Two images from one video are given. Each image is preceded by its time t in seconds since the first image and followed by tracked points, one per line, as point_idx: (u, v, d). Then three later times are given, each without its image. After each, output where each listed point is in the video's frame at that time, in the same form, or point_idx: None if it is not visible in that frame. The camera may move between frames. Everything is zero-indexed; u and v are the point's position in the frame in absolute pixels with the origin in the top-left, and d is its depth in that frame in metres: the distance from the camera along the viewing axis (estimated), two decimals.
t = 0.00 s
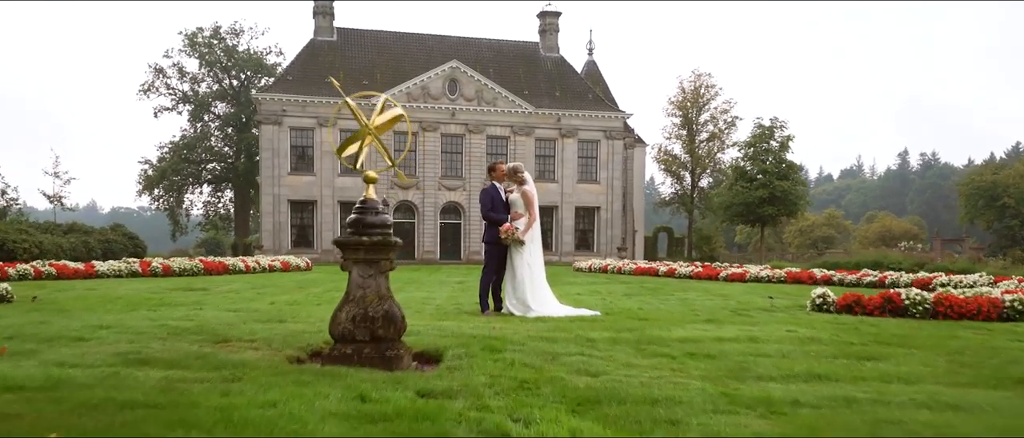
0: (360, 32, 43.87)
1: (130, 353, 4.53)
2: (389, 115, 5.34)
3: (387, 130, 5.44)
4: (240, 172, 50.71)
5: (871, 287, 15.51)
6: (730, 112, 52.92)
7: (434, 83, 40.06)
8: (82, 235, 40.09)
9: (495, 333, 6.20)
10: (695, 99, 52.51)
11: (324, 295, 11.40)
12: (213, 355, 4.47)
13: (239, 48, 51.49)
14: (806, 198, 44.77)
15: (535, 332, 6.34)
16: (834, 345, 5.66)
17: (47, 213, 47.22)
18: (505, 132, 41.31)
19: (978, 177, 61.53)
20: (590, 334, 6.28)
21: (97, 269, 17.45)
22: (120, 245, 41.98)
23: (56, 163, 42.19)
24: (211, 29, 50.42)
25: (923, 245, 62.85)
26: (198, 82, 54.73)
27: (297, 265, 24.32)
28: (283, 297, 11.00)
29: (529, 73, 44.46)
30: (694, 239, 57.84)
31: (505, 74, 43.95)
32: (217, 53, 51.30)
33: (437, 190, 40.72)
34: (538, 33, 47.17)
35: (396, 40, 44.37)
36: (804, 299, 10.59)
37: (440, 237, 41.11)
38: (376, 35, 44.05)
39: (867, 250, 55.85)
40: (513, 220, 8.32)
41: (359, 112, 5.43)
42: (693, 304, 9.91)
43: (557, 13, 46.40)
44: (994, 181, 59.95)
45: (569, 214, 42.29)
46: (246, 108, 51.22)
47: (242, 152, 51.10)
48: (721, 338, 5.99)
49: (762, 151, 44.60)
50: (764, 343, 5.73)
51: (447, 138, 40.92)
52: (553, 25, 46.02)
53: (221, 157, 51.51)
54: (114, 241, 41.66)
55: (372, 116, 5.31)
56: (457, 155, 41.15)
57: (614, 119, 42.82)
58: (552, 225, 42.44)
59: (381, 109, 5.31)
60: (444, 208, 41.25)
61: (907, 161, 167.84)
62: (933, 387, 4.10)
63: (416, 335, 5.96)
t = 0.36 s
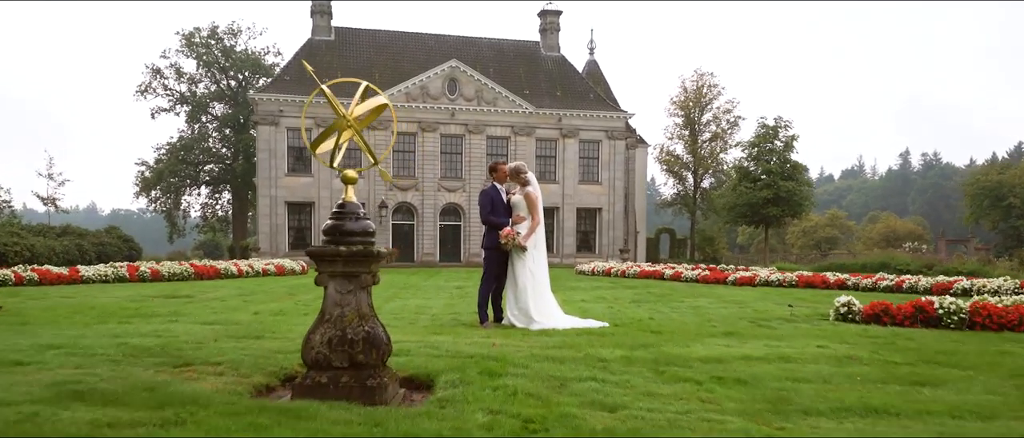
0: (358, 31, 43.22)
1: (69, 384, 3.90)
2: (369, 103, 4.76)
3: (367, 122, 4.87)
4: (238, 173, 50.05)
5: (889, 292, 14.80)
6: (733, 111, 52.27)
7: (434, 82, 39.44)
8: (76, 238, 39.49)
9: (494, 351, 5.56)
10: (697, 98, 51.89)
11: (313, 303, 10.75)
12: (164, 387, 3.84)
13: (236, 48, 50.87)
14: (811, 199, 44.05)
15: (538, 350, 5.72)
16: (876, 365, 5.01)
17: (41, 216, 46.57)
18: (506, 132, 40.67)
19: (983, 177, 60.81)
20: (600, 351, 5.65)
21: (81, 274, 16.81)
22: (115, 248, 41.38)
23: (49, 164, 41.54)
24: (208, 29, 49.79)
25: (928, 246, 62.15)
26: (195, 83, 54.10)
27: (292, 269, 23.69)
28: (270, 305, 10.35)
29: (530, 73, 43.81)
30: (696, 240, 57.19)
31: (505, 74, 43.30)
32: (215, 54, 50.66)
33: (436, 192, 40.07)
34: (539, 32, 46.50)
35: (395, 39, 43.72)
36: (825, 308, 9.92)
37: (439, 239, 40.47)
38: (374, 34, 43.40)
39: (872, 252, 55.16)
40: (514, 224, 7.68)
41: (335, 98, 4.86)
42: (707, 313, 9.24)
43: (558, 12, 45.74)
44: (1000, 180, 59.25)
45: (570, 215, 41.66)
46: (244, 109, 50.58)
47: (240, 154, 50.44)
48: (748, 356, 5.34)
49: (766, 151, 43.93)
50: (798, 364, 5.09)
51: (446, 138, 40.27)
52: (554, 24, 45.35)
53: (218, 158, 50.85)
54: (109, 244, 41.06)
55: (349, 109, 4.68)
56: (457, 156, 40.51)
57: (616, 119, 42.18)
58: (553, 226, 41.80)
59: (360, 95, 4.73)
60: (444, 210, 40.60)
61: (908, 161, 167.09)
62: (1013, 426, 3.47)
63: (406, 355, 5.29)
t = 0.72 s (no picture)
0: (354, 31, 42.58)
1: None
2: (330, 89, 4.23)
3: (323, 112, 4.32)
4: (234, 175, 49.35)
5: (903, 297, 14.17)
6: (734, 112, 51.67)
7: (431, 82, 38.86)
8: (67, 240, 38.86)
9: (488, 373, 4.94)
10: (697, 99, 51.30)
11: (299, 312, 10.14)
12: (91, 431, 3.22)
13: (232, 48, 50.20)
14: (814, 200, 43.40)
15: (539, 370, 5.10)
16: (923, 391, 4.40)
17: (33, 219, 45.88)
18: (504, 133, 40.04)
19: (986, 177, 60.17)
20: (608, 372, 5.04)
21: (61, 280, 16.14)
22: (106, 251, 40.71)
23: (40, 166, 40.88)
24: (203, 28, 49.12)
25: (931, 247, 61.52)
26: (191, 83, 53.41)
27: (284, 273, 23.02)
28: (252, 314, 9.74)
29: (528, 73, 43.17)
30: (697, 242, 56.55)
31: (504, 73, 42.66)
32: (211, 54, 50.07)
33: (433, 193, 39.44)
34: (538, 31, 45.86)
35: (392, 39, 43.06)
36: (843, 318, 9.31)
37: (437, 241, 39.78)
38: (371, 33, 42.75)
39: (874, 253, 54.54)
40: (512, 228, 7.05)
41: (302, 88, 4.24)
42: (719, 322, 8.62)
43: (557, 11, 45.10)
44: (1003, 181, 58.63)
45: (570, 216, 41.04)
46: (240, 110, 49.89)
47: (236, 155, 49.73)
48: (775, 378, 4.73)
49: (768, 151, 43.31)
50: (833, 389, 4.47)
51: (443, 139, 39.64)
52: (553, 22, 44.72)
53: (214, 160, 50.15)
54: (101, 247, 40.41)
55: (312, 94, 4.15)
56: (454, 157, 39.86)
57: (616, 119, 41.56)
58: (552, 227, 41.17)
59: (323, 79, 4.09)
60: (442, 211, 39.96)
61: (908, 161, 166.50)
62: None
63: (387, 378, 4.66)
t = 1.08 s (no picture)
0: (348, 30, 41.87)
1: None
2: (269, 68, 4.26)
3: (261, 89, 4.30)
4: (228, 176, 48.58)
5: (918, 302, 13.49)
6: (733, 112, 51.10)
7: (426, 82, 38.22)
8: (55, 243, 38.09)
9: (478, 399, 4.29)
10: (696, 99, 50.73)
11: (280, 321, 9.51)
12: None
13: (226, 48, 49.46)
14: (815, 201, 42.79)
15: (534, 395, 4.45)
16: (985, 423, 3.77)
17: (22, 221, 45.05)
18: (501, 133, 39.37)
19: (987, 177, 59.60)
20: (616, 397, 4.39)
21: (37, 286, 15.46)
22: (96, 254, 39.89)
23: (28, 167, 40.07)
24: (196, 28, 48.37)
25: (931, 249, 60.94)
26: (184, 84, 52.64)
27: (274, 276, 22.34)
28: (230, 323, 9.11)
29: (525, 73, 42.53)
30: (696, 244, 55.93)
31: (500, 73, 42.02)
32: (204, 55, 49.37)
33: (429, 194, 38.78)
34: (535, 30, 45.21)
35: (387, 38, 42.37)
36: (863, 327, 8.67)
37: (432, 243, 39.09)
38: (365, 32, 42.06)
39: (874, 254, 53.95)
40: (506, 230, 6.41)
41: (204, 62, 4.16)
42: (730, 332, 7.98)
43: (554, 10, 44.46)
44: (1004, 181, 58.10)
45: (567, 218, 40.40)
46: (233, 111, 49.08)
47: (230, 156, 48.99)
48: (808, 405, 4.09)
49: (768, 151, 42.73)
50: (879, 419, 3.82)
51: (439, 139, 38.98)
52: (550, 22, 44.08)
53: (207, 161, 49.38)
54: (91, 249, 39.60)
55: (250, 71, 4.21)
56: (450, 158, 39.19)
57: (615, 120, 40.93)
58: (550, 229, 40.55)
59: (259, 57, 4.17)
60: (437, 213, 39.31)
61: (905, 162, 166.11)
62: None
63: (359, 408, 4.02)
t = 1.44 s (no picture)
0: (341, 28, 41.11)
1: None
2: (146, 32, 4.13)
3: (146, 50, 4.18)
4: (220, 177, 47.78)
5: (933, 310, 12.83)
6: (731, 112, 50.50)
7: (421, 81, 37.50)
8: (42, 245, 37.16)
9: None
10: (694, 99, 50.10)
11: (256, 332, 8.84)
12: None
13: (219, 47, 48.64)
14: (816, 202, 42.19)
15: (528, 431, 3.79)
16: None
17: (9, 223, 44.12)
18: (496, 133, 38.67)
19: (987, 178, 59.07)
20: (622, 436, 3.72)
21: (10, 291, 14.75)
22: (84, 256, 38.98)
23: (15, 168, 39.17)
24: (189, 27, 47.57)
25: (930, 251, 60.39)
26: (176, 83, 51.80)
27: (263, 279, 21.63)
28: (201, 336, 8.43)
29: (521, 72, 41.84)
30: (694, 245, 55.33)
31: (496, 72, 41.32)
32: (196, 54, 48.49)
33: (424, 195, 38.10)
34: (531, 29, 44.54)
35: (381, 36, 41.63)
36: (884, 340, 8.04)
37: (427, 245, 38.38)
38: (359, 31, 41.32)
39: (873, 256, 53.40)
40: (499, 236, 5.73)
41: (61, 31, 3.91)
42: (741, 346, 7.36)
43: (550, 8, 43.80)
44: (1003, 182, 57.60)
45: (564, 219, 39.73)
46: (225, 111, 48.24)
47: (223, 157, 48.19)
48: None
49: (767, 152, 42.12)
50: None
51: (433, 139, 38.29)
52: (546, 20, 43.39)
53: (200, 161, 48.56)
54: (79, 251, 38.65)
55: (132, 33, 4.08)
56: (445, 158, 38.50)
57: (612, 119, 40.29)
58: (546, 230, 39.89)
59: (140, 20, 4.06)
60: (432, 214, 38.64)
61: (901, 163, 165.89)
62: None
63: None
